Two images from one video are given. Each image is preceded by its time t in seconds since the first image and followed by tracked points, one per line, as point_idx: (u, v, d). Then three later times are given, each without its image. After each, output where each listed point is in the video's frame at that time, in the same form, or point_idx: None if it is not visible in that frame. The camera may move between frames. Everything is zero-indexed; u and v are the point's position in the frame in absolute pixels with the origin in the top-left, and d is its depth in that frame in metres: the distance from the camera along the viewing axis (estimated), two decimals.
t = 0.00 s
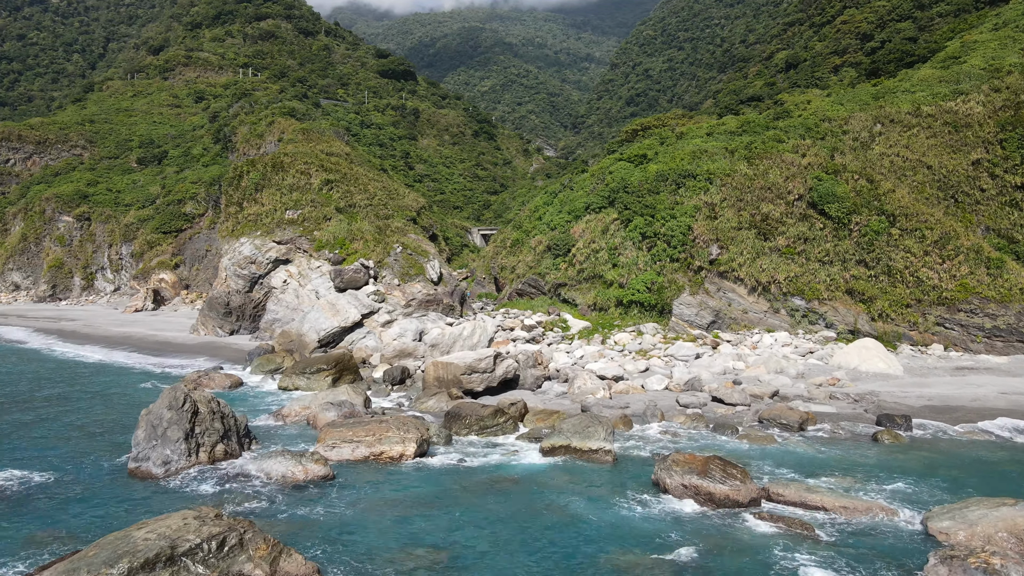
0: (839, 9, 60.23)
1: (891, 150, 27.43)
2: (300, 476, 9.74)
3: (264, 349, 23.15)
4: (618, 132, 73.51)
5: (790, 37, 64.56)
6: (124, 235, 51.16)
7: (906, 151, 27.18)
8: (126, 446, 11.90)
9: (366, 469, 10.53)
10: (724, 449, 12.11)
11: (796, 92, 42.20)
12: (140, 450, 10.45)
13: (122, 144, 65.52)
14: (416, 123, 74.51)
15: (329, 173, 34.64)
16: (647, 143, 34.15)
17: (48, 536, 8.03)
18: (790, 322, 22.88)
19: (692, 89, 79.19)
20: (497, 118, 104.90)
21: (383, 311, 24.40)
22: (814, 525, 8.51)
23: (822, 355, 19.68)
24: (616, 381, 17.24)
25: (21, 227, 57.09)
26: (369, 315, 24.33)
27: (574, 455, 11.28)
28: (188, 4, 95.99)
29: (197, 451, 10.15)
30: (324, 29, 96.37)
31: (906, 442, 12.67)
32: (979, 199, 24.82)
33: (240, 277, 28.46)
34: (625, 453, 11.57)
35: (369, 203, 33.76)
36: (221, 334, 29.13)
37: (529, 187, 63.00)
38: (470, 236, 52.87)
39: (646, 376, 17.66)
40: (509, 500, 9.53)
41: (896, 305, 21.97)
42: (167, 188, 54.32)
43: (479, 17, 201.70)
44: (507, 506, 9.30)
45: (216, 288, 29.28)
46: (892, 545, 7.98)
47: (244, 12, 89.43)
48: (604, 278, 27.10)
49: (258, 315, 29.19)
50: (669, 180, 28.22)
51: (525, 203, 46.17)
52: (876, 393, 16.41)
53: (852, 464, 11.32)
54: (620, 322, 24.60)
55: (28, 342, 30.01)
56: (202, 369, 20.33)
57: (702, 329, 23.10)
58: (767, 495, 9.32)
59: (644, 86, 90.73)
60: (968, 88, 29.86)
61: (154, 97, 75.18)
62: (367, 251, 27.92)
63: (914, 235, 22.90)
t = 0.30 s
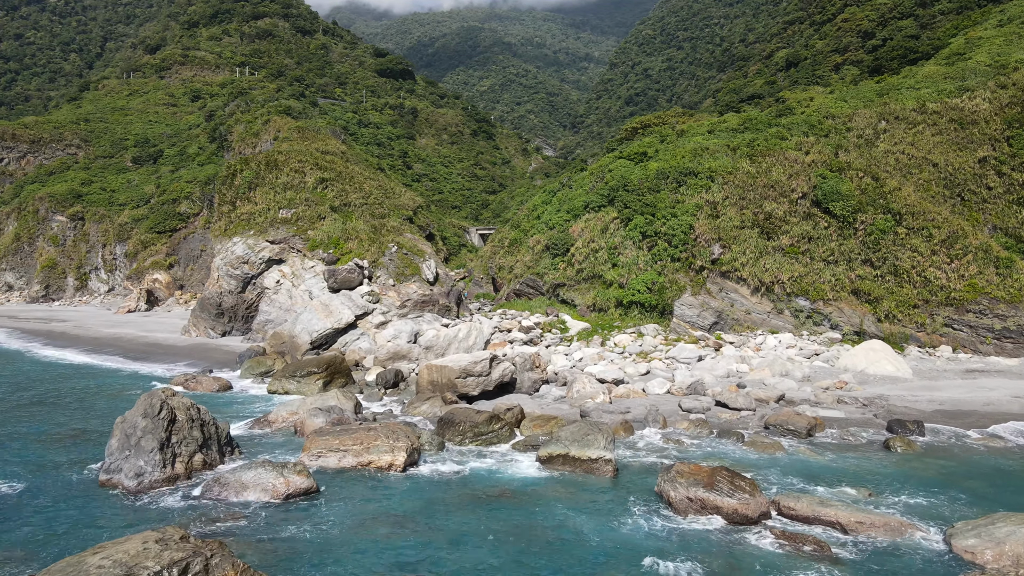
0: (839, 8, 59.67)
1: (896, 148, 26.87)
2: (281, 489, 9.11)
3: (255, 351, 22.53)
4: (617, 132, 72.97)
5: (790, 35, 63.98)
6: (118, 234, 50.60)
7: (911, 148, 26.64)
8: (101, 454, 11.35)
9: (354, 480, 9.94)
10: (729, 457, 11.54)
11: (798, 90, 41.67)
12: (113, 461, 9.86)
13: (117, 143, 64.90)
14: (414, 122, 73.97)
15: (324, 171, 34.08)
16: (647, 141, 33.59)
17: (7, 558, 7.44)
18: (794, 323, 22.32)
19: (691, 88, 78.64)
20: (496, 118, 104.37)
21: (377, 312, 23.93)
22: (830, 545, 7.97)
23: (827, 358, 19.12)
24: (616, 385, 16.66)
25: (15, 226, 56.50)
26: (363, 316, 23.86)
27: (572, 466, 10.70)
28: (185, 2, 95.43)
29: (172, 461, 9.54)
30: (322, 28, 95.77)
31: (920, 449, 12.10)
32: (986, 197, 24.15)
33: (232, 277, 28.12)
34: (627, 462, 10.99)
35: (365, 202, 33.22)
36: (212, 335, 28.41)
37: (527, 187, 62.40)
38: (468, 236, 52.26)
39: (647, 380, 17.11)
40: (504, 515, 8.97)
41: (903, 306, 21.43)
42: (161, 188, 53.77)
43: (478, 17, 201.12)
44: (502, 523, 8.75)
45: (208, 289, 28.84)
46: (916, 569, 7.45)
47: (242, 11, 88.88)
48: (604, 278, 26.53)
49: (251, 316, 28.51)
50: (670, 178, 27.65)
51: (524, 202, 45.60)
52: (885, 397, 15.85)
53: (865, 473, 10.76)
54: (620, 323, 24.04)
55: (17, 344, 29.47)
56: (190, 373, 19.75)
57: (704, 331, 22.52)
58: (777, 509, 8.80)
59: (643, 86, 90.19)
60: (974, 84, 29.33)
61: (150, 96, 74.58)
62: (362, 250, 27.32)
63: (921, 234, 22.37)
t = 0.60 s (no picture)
0: (841, 6, 59.06)
1: (901, 145, 26.28)
2: (260, 504, 8.53)
3: (245, 353, 21.95)
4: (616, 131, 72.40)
5: (791, 34, 63.39)
6: (112, 234, 50.05)
7: (917, 146, 26.08)
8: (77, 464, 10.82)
9: (339, 494, 9.36)
10: (736, 466, 10.98)
11: (800, 87, 41.10)
12: (79, 474, 9.19)
13: (112, 142, 64.27)
14: (412, 121, 73.38)
15: (319, 169, 33.51)
16: (647, 138, 33.02)
17: None
18: (798, 324, 21.76)
19: (691, 88, 78.05)
20: (495, 117, 103.78)
21: (371, 313, 23.39)
22: (848, 566, 7.43)
23: (833, 361, 18.56)
24: (616, 389, 16.08)
25: (8, 226, 55.92)
26: (357, 317, 23.30)
27: (571, 478, 10.13)
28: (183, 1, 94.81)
29: (143, 475, 8.90)
30: (320, 27, 95.19)
31: (935, 458, 11.55)
32: (994, 195, 23.54)
33: (224, 277, 27.39)
34: (628, 474, 10.42)
35: (360, 201, 32.66)
36: (204, 336, 27.98)
37: (526, 186, 61.86)
38: (466, 236, 51.67)
39: (648, 383, 16.54)
40: (498, 532, 8.42)
41: (910, 306, 20.88)
42: (156, 187, 53.23)
43: (478, 16, 200.46)
44: (495, 541, 8.21)
45: (200, 288, 28.27)
46: None
47: (239, 10, 88.32)
48: (604, 278, 25.95)
49: (243, 317, 28.04)
50: (671, 176, 27.08)
51: (522, 201, 45.02)
52: (895, 402, 15.29)
53: (880, 483, 10.20)
54: (620, 324, 23.45)
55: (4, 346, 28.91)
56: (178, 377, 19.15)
57: (706, 332, 21.95)
58: (790, 526, 8.24)
59: (642, 85, 89.62)
60: (981, 81, 28.75)
61: (146, 95, 73.96)
62: (356, 250, 26.76)
63: (929, 233, 21.80)
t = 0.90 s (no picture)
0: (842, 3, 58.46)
1: (908, 142, 25.67)
2: (234, 521, 8.01)
3: (235, 356, 21.35)
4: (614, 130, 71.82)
5: (791, 32, 62.81)
6: (105, 234, 49.49)
7: (923, 142, 25.47)
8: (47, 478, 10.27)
9: (321, 510, 8.78)
10: (744, 477, 10.40)
11: (802, 85, 40.53)
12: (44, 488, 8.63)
13: (107, 141, 63.67)
14: (411, 120, 72.87)
15: (313, 167, 32.95)
16: (647, 136, 32.43)
17: None
18: (803, 325, 21.17)
19: (690, 87, 77.49)
20: (494, 117, 103.19)
21: (365, 314, 22.81)
22: None
23: (840, 364, 18.00)
24: (617, 394, 15.47)
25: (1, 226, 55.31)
26: (351, 318, 22.72)
27: (570, 490, 9.56)
28: None
29: (110, 490, 8.35)
30: (318, 26, 94.58)
31: (953, 467, 10.99)
32: (1002, 193, 22.96)
33: (216, 277, 26.90)
34: (631, 485, 9.86)
35: (355, 199, 32.09)
36: (195, 338, 27.28)
37: (524, 185, 61.31)
38: (464, 236, 51.11)
39: (650, 388, 15.95)
40: (491, 552, 7.87)
41: (919, 307, 20.30)
42: (150, 186, 52.68)
43: (477, 15, 199.86)
44: (488, 561, 7.66)
45: (191, 289, 27.62)
46: None
47: (236, 9, 87.76)
48: (603, 278, 25.32)
49: (235, 318, 27.46)
50: (672, 174, 26.49)
51: (521, 200, 44.44)
52: (907, 407, 14.71)
53: (897, 496, 9.64)
54: (620, 326, 22.83)
55: None
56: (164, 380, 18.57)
57: (709, 334, 21.39)
58: (805, 544, 7.70)
59: (642, 85, 89.07)
60: (987, 77, 28.21)
61: (142, 94, 73.33)
62: (351, 249, 26.19)
63: (937, 232, 21.23)
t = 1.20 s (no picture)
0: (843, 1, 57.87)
1: (914, 139, 25.06)
2: (204, 542, 7.51)
3: (224, 358, 20.74)
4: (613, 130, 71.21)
5: (792, 30, 62.22)
6: (99, 233, 48.97)
7: (930, 139, 24.85)
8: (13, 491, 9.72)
9: (301, 528, 8.22)
10: (753, 489, 9.84)
11: (804, 82, 39.93)
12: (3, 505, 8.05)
13: (102, 140, 63.06)
14: (409, 120, 72.33)
15: (307, 165, 32.36)
16: (648, 133, 31.83)
17: None
18: (809, 327, 20.63)
19: (690, 86, 76.92)
20: (493, 116, 102.59)
21: (358, 316, 22.31)
22: None
23: (848, 367, 17.44)
24: (617, 399, 14.88)
25: None
26: (343, 320, 22.19)
27: (567, 504, 9.00)
28: None
29: (73, 506, 7.77)
30: (316, 25, 93.94)
31: (972, 478, 10.43)
32: (1013, 191, 22.34)
33: (207, 278, 26.28)
34: (634, 498, 9.30)
35: (350, 198, 31.51)
36: (186, 340, 26.49)
37: (523, 184, 60.71)
38: (462, 236, 50.53)
39: (652, 392, 15.36)
40: None
41: (928, 308, 19.72)
42: (145, 185, 52.11)
43: (477, 15, 199.23)
44: None
45: (181, 290, 26.93)
46: None
47: (234, 7, 87.12)
48: (603, 279, 24.71)
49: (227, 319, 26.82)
50: (673, 172, 25.88)
51: (519, 200, 43.82)
52: (919, 412, 14.13)
53: (917, 509, 9.07)
54: (621, 327, 22.26)
55: None
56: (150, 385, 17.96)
57: (712, 336, 20.85)
58: (822, 567, 7.18)
59: (641, 85, 88.49)
60: (995, 72, 27.63)
61: (138, 92, 72.68)
62: (344, 249, 25.66)
63: (946, 230, 20.61)
